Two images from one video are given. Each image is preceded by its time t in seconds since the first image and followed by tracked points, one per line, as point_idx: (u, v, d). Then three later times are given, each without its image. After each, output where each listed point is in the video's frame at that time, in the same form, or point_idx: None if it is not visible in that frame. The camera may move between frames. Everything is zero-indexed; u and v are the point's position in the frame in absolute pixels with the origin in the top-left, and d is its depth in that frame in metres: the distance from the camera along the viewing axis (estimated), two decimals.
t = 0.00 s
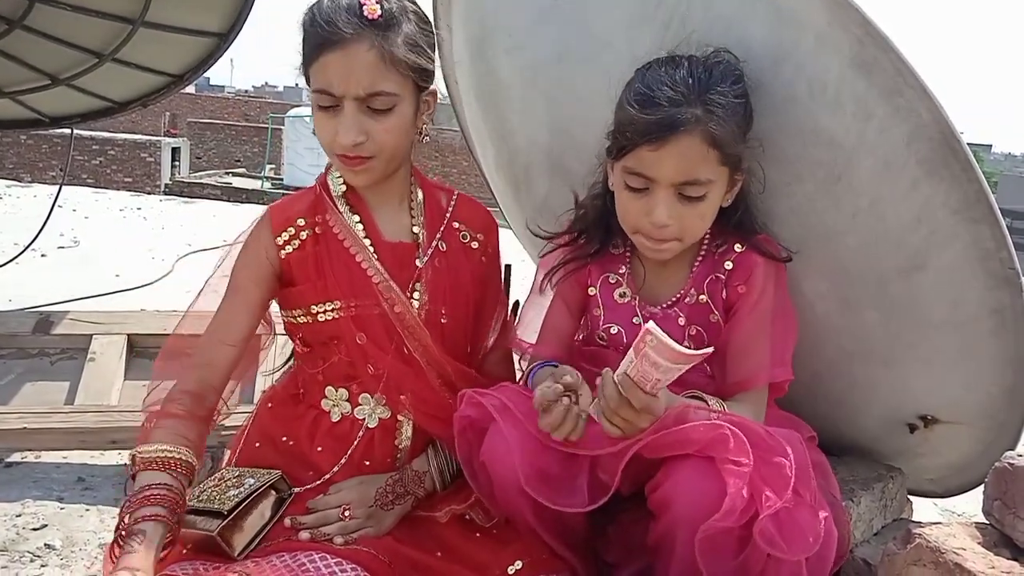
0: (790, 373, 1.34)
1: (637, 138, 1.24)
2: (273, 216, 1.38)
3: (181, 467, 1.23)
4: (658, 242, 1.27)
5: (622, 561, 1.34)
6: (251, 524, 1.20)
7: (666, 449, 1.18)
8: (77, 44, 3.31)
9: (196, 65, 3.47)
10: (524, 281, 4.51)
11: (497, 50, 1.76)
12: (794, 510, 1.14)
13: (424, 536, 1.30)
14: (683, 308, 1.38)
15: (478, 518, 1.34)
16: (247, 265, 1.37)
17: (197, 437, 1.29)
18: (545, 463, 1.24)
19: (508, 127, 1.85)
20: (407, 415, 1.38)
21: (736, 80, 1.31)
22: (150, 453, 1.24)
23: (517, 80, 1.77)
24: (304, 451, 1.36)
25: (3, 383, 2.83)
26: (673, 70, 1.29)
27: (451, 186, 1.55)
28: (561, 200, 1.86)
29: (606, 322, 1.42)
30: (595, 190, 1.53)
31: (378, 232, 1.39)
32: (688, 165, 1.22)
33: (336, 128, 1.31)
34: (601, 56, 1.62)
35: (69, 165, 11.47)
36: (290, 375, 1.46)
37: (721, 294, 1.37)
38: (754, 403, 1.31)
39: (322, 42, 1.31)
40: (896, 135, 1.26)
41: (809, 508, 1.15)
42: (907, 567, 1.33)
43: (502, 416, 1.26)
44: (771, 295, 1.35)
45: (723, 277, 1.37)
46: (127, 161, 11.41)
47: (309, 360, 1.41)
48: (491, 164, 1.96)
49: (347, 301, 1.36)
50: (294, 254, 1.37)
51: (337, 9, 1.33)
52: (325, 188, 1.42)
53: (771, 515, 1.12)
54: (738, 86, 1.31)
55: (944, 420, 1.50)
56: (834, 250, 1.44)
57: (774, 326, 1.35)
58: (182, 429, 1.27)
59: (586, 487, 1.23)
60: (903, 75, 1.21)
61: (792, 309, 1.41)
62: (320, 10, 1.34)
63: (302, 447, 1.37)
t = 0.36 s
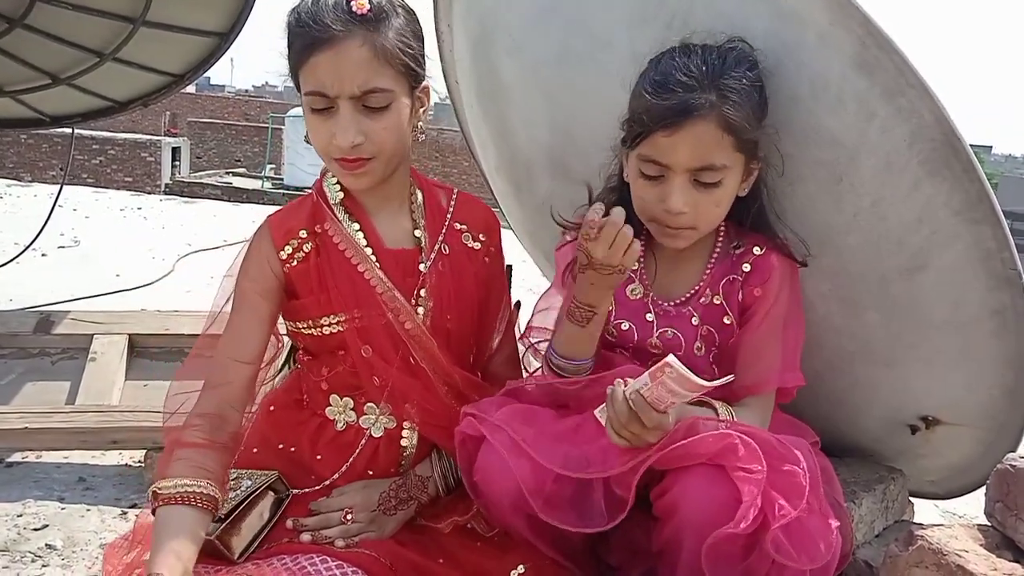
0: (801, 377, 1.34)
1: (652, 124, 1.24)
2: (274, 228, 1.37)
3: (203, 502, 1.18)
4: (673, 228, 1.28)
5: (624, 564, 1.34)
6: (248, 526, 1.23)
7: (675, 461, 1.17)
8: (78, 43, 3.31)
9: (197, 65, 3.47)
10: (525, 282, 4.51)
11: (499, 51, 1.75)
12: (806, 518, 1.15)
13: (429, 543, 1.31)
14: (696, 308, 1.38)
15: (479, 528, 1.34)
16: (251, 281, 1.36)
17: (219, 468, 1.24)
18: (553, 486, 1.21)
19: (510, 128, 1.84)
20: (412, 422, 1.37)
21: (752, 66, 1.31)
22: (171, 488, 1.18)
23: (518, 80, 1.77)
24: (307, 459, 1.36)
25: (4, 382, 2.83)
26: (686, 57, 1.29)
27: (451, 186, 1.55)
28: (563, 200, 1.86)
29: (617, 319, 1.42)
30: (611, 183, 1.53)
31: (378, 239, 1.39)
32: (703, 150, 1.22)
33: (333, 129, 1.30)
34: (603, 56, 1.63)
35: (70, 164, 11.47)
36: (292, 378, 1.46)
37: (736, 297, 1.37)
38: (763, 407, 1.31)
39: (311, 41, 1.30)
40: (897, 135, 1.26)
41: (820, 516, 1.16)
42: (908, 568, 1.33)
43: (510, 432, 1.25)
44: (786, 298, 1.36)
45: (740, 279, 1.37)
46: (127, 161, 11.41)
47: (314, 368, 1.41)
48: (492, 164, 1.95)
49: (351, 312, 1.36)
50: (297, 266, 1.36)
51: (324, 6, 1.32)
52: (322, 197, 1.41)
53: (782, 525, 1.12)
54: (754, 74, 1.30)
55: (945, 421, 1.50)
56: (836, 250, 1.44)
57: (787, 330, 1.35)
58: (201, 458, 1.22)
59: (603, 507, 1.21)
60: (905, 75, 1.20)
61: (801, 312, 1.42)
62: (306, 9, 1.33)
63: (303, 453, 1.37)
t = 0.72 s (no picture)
0: (801, 385, 1.34)
1: (647, 144, 1.25)
2: (283, 234, 1.38)
3: (202, 502, 1.19)
4: (671, 246, 1.28)
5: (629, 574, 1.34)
6: (256, 534, 1.23)
7: (678, 474, 1.17)
8: (84, 52, 3.33)
9: (201, 74, 3.49)
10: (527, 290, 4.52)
11: (502, 59, 1.76)
12: (811, 532, 1.14)
13: (434, 552, 1.30)
14: (696, 321, 1.38)
15: (485, 538, 1.34)
16: (259, 287, 1.36)
17: (220, 470, 1.24)
18: (565, 513, 1.23)
19: (513, 135, 1.85)
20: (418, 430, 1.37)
21: (747, 85, 1.31)
22: (172, 488, 1.19)
23: (522, 89, 1.78)
24: (314, 467, 1.37)
25: (9, 391, 2.84)
26: (681, 76, 1.30)
27: (462, 196, 1.56)
28: (565, 210, 1.86)
29: (618, 342, 1.42)
30: (609, 201, 1.53)
31: (389, 248, 1.39)
32: (699, 171, 1.23)
33: (349, 144, 1.31)
34: (606, 65, 1.63)
35: (74, 172, 11.51)
36: (300, 385, 1.46)
37: (737, 309, 1.37)
38: (763, 416, 1.31)
39: (331, 56, 1.30)
40: (900, 144, 1.27)
41: (824, 528, 1.16)
42: None
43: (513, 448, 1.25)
44: (786, 309, 1.36)
45: (741, 291, 1.37)
46: (131, 169, 11.45)
47: (322, 375, 1.42)
48: (495, 174, 1.96)
49: (359, 320, 1.36)
50: (306, 272, 1.37)
51: (345, 21, 1.33)
52: (335, 204, 1.42)
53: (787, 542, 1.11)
54: (750, 93, 1.31)
55: (949, 429, 1.50)
56: (838, 260, 1.44)
57: (786, 342, 1.35)
58: (201, 459, 1.23)
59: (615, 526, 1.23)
60: (908, 85, 1.22)
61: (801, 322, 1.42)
62: (325, 23, 1.34)
63: (309, 461, 1.37)
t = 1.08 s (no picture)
0: (795, 389, 1.35)
1: (628, 163, 1.25)
2: (282, 237, 1.37)
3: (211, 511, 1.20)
4: (657, 261, 1.29)
5: None
6: (255, 539, 1.24)
7: (674, 479, 1.18)
8: (83, 57, 3.34)
9: (200, 79, 3.50)
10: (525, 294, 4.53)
11: (501, 66, 1.78)
12: (805, 536, 1.15)
13: (434, 556, 1.31)
14: (690, 327, 1.39)
15: (485, 542, 1.35)
16: (257, 291, 1.36)
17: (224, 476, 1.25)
18: (569, 518, 1.23)
19: (511, 141, 1.86)
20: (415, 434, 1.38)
21: (733, 98, 1.32)
22: (180, 496, 1.20)
23: (521, 95, 1.78)
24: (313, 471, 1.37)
25: (8, 395, 2.84)
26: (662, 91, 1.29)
27: (460, 201, 1.56)
28: (563, 215, 1.86)
29: (612, 347, 1.43)
30: (601, 209, 1.52)
31: (388, 253, 1.39)
32: (679, 191, 1.23)
33: (350, 154, 1.31)
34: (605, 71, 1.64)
35: (73, 176, 11.51)
36: (297, 390, 1.47)
37: (730, 313, 1.37)
38: (757, 420, 1.31)
39: (334, 68, 1.30)
40: (898, 151, 1.28)
41: (818, 531, 1.16)
42: None
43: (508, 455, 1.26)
44: (779, 311, 1.36)
45: (733, 295, 1.37)
46: (131, 173, 11.46)
47: (320, 380, 1.42)
48: (494, 179, 1.98)
49: (357, 324, 1.36)
50: (305, 276, 1.37)
51: (347, 33, 1.33)
52: (333, 209, 1.42)
53: (782, 545, 1.12)
54: (732, 103, 1.31)
55: (946, 434, 1.50)
56: (835, 267, 1.45)
57: (780, 345, 1.36)
58: (207, 466, 1.23)
59: (617, 532, 1.25)
60: (905, 92, 1.23)
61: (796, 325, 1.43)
62: (328, 35, 1.34)
63: (308, 465, 1.38)
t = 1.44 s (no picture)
0: (791, 395, 1.35)
1: (588, 202, 1.25)
2: (281, 248, 1.39)
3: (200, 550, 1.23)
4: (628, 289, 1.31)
5: None
6: (250, 548, 1.23)
7: (669, 485, 1.18)
8: (80, 65, 3.34)
9: (198, 87, 3.51)
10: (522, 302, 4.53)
11: (497, 74, 1.78)
12: (801, 543, 1.15)
13: (429, 562, 1.31)
14: (683, 338, 1.39)
15: (482, 550, 1.34)
16: (256, 304, 1.38)
17: (218, 505, 1.29)
18: (568, 523, 1.24)
19: (507, 151, 1.86)
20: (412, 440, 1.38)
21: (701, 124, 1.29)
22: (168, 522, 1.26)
23: (517, 103, 1.79)
24: (308, 478, 1.37)
25: (5, 403, 2.83)
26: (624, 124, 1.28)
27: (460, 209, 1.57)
28: (560, 222, 1.86)
29: (607, 358, 1.44)
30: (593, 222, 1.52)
31: (384, 261, 1.41)
32: (635, 231, 1.23)
33: (326, 180, 1.32)
34: (600, 78, 1.65)
35: (70, 184, 11.51)
36: (297, 397, 1.47)
37: (723, 322, 1.37)
38: (754, 426, 1.31)
39: (307, 99, 1.30)
40: (892, 159, 1.28)
41: (814, 538, 1.16)
42: None
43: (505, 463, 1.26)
44: (772, 319, 1.36)
45: (725, 305, 1.38)
46: (128, 180, 11.46)
47: (317, 388, 1.43)
48: (492, 187, 1.97)
49: (353, 332, 1.36)
50: (302, 285, 1.37)
51: (320, 62, 1.31)
52: (331, 218, 1.43)
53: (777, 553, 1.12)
54: (698, 129, 1.29)
55: (942, 440, 1.51)
56: (831, 274, 1.45)
57: (774, 352, 1.36)
58: (195, 495, 1.28)
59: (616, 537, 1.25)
60: (899, 99, 1.23)
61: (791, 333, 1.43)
62: (305, 62, 1.32)
63: (306, 473, 1.38)
